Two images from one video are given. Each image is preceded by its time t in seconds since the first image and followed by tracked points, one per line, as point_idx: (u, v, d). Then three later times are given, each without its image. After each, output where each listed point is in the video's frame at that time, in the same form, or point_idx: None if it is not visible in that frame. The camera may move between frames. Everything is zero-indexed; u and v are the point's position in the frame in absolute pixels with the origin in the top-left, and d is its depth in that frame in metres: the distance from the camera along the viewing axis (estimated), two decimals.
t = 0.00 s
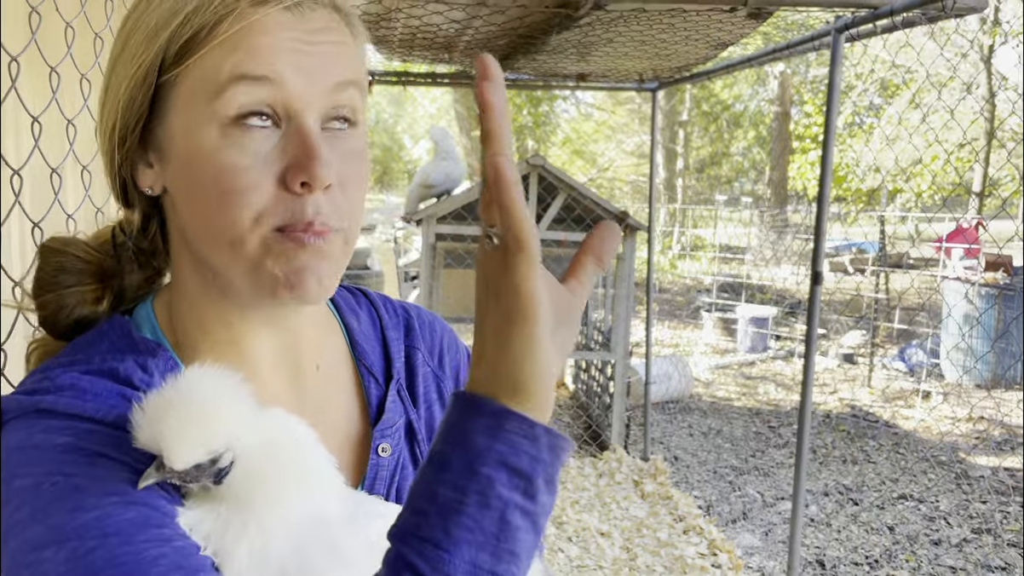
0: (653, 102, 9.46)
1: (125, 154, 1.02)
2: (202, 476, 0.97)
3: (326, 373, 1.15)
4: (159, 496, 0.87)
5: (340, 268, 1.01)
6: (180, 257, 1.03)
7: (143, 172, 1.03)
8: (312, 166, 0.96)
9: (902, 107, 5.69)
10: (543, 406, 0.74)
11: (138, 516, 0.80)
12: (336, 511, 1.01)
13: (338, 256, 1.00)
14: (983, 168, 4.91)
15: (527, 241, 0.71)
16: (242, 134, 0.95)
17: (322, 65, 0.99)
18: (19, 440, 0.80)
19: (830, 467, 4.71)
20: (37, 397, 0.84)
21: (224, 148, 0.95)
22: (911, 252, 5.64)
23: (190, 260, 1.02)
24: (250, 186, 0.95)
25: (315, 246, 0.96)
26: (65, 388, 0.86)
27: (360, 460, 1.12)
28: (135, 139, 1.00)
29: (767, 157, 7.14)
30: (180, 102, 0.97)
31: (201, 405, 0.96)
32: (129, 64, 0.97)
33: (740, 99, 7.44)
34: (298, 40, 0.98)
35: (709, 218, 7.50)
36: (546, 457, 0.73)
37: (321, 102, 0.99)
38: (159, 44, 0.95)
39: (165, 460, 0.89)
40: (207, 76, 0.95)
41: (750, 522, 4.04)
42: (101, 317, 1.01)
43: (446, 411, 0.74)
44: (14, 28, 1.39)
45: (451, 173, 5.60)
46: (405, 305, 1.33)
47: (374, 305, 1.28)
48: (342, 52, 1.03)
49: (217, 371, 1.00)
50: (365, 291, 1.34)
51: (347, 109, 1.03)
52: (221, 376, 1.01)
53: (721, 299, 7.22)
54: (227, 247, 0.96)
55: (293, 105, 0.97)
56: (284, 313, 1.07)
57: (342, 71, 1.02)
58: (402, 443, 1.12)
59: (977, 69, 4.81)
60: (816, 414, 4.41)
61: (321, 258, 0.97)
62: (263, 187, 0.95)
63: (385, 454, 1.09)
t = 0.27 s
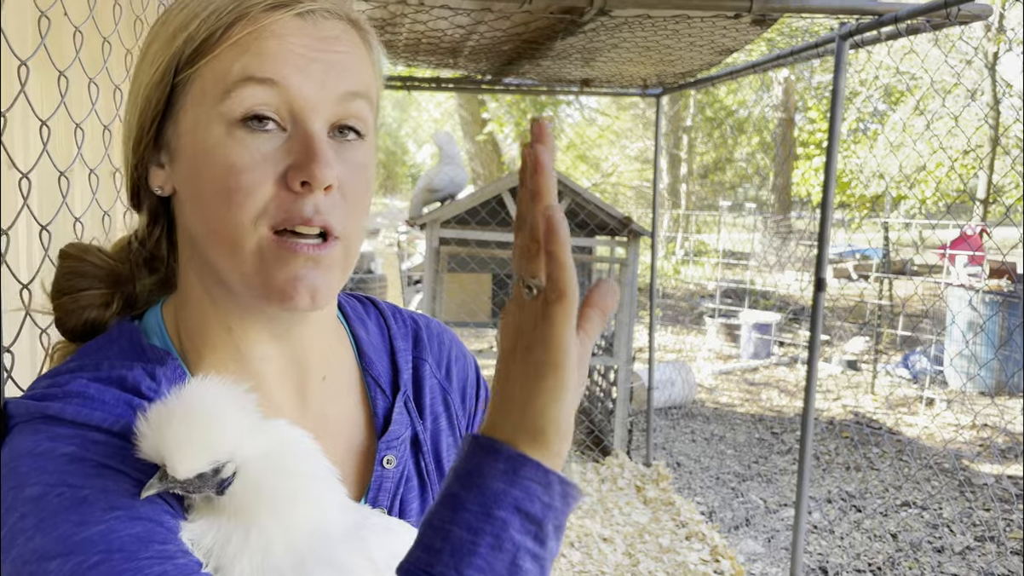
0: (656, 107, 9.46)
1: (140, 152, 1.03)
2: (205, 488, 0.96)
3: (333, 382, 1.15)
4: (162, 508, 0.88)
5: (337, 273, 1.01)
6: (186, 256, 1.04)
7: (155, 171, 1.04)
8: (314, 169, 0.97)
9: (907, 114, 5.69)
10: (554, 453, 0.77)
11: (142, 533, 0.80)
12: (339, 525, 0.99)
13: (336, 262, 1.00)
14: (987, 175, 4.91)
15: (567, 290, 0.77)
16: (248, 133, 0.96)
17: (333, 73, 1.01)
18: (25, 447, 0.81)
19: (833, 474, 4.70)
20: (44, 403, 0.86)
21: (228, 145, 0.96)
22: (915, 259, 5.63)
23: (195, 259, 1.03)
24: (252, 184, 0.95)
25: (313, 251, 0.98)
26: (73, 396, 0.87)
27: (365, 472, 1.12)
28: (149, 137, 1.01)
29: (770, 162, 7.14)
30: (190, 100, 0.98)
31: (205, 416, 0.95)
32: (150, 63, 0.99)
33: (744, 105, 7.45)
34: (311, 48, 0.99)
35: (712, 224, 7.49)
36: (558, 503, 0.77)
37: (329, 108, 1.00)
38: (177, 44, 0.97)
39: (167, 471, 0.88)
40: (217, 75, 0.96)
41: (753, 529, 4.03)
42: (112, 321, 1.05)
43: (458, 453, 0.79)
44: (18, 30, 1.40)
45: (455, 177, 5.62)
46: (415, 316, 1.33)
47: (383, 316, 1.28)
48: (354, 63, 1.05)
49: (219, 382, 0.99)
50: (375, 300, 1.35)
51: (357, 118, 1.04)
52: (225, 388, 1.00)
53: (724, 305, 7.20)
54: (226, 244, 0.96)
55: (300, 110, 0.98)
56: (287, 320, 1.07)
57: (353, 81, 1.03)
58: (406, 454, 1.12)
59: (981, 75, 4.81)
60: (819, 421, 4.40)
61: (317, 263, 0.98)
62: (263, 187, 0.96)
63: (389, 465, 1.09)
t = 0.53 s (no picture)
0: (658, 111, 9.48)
1: (138, 158, 1.03)
2: (194, 501, 0.95)
3: (328, 388, 1.14)
4: (153, 520, 0.90)
5: (337, 277, 1.01)
6: (186, 260, 1.04)
7: (152, 176, 1.03)
8: (314, 168, 0.97)
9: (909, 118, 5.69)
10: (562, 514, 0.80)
11: (133, 550, 0.82)
12: (329, 531, 0.98)
13: (336, 262, 1.01)
14: (988, 181, 4.91)
15: (605, 371, 0.80)
16: (248, 135, 0.97)
17: (330, 74, 1.02)
18: (19, 455, 0.81)
19: (834, 478, 4.70)
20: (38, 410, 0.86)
21: (228, 148, 0.97)
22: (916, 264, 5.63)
23: (194, 263, 1.03)
24: (252, 186, 0.96)
25: (313, 250, 0.98)
26: (66, 404, 0.87)
27: (359, 478, 1.12)
28: (148, 143, 1.02)
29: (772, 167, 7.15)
30: (188, 103, 0.98)
31: (193, 428, 0.94)
32: (147, 68, 1.00)
33: (746, 109, 7.46)
34: (309, 50, 1.00)
35: (714, 228, 7.49)
36: (562, 554, 0.80)
37: (327, 109, 1.01)
38: (174, 48, 0.98)
39: (153, 484, 0.88)
40: (215, 78, 0.97)
41: (752, 534, 4.03)
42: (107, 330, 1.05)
43: (469, 494, 0.81)
44: (20, 32, 1.41)
45: (456, 181, 5.63)
46: (412, 320, 1.33)
47: (380, 321, 1.29)
48: (350, 65, 1.05)
49: (207, 391, 0.99)
50: (372, 305, 1.35)
51: (353, 119, 1.05)
52: (213, 398, 0.99)
53: (725, 309, 7.20)
54: (227, 247, 0.97)
55: (299, 111, 0.99)
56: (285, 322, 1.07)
57: (349, 82, 1.04)
58: (401, 461, 1.12)
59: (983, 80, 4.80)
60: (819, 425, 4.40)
61: (317, 263, 0.98)
62: (263, 188, 0.96)
63: (384, 471, 1.09)
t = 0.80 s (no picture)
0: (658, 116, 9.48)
1: (130, 160, 1.03)
2: (186, 501, 0.94)
3: (321, 388, 1.14)
4: (145, 523, 0.90)
5: (334, 269, 1.01)
6: (179, 261, 1.04)
7: (145, 179, 1.03)
8: (306, 159, 0.97)
9: (909, 123, 5.69)
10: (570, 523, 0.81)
11: (124, 551, 0.83)
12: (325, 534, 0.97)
13: (331, 252, 1.00)
14: (988, 186, 4.91)
15: (623, 382, 0.80)
16: (238, 129, 0.97)
17: (319, 68, 1.02)
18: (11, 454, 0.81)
19: (833, 483, 4.69)
20: (31, 409, 0.85)
21: (219, 143, 0.97)
22: (916, 269, 5.63)
23: (187, 261, 1.03)
24: (244, 179, 0.96)
25: (307, 240, 0.98)
26: (59, 403, 0.87)
27: (352, 480, 1.11)
28: (139, 144, 1.02)
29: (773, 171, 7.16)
30: (178, 101, 0.99)
31: (187, 429, 0.93)
32: (137, 69, 1.00)
33: (746, 113, 7.47)
34: (296, 44, 1.01)
35: (714, 233, 7.49)
36: (568, 565, 0.81)
37: (317, 103, 1.02)
38: (163, 48, 0.99)
39: (146, 486, 0.88)
40: (205, 74, 0.98)
41: (750, 538, 4.02)
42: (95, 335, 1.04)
43: (476, 503, 0.82)
44: (16, 32, 1.41)
45: (455, 183, 5.63)
46: (405, 324, 1.33)
47: (373, 323, 1.28)
48: (340, 61, 1.06)
49: (199, 393, 0.98)
50: (365, 308, 1.35)
51: (345, 114, 1.06)
52: (205, 399, 0.98)
53: (725, 314, 7.19)
54: (219, 242, 0.96)
55: (290, 104, 1.00)
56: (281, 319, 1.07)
57: (339, 77, 1.05)
58: (394, 464, 1.11)
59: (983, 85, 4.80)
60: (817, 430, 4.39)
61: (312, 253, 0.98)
62: (256, 181, 0.96)
63: (377, 474, 1.08)
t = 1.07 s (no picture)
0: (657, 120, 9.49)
1: (126, 170, 1.03)
2: (189, 503, 0.93)
3: (321, 395, 1.14)
4: (144, 523, 0.88)
5: (346, 257, 1.01)
6: (184, 265, 1.03)
7: (144, 188, 1.03)
8: (311, 151, 0.97)
9: (907, 128, 5.70)
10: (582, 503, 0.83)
11: (124, 545, 0.82)
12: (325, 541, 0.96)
13: (343, 239, 1.00)
14: (986, 190, 4.91)
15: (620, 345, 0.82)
16: (240, 126, 0.97)
17: (313, 65, 1.03)
18: (12, 451, 0.81)
19: (831, 487, 4.69)
20: (31, 409, 0.85)
21: (223, 142, 0.97)
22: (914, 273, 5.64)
23: (193, 264, 1.02)
24: (251, 174, 0.96)
25: (318, 227, 0.97)
26: (60, 403, 0.87)
27: (349, 488, 1.11)
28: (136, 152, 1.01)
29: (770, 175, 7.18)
30: (176, 107, 0.99)
31: (194, 429, 0.92)
32: (129, 80, 1.00)
33: (745, 117, 7.49)
34: (290, 43, 1.02)
35: (711, 236, 7.49)
36: (572, 558, 0.83)
37: (314, 100, 1.02)
38: (155, 58, 0.98)
39: (150, 485, 0.87)
40: (204, 76, 0.98)
41: (748, 541, 4.02)
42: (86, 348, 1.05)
43: (481, 497, 0.84)
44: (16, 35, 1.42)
45: (454, 186, 5.64)
46: (403, 334, 1.32)
47: (371, 333, 1.28)
48: (332, 59, 1.07)
49: (206, 395, 0.97)
50: (364, 317, 1.33)
51: (340, 107, 1.07)
52: (211, 401, 0.97)
53: (723, 317, 7.19)
54: (228, 239, 0.96)
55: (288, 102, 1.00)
56: (288, 318, 1.06)
57: (332, 73, 1.05)
58: (392, 473, 1.11)
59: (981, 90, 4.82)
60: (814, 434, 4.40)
61: (324, 238, 0.97)
62: (263, 175, 0.96)
63: (375, 483, 1.08)
